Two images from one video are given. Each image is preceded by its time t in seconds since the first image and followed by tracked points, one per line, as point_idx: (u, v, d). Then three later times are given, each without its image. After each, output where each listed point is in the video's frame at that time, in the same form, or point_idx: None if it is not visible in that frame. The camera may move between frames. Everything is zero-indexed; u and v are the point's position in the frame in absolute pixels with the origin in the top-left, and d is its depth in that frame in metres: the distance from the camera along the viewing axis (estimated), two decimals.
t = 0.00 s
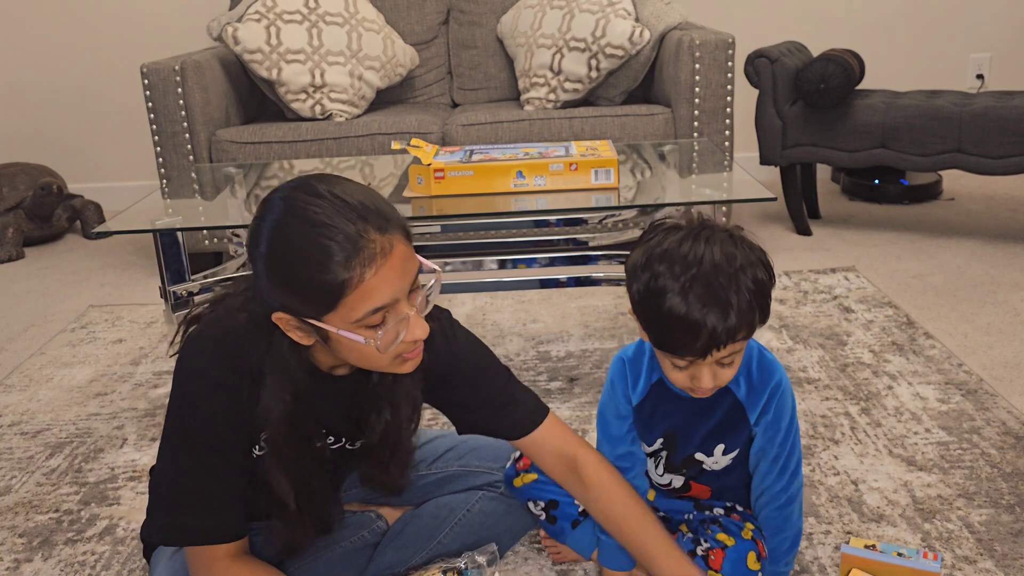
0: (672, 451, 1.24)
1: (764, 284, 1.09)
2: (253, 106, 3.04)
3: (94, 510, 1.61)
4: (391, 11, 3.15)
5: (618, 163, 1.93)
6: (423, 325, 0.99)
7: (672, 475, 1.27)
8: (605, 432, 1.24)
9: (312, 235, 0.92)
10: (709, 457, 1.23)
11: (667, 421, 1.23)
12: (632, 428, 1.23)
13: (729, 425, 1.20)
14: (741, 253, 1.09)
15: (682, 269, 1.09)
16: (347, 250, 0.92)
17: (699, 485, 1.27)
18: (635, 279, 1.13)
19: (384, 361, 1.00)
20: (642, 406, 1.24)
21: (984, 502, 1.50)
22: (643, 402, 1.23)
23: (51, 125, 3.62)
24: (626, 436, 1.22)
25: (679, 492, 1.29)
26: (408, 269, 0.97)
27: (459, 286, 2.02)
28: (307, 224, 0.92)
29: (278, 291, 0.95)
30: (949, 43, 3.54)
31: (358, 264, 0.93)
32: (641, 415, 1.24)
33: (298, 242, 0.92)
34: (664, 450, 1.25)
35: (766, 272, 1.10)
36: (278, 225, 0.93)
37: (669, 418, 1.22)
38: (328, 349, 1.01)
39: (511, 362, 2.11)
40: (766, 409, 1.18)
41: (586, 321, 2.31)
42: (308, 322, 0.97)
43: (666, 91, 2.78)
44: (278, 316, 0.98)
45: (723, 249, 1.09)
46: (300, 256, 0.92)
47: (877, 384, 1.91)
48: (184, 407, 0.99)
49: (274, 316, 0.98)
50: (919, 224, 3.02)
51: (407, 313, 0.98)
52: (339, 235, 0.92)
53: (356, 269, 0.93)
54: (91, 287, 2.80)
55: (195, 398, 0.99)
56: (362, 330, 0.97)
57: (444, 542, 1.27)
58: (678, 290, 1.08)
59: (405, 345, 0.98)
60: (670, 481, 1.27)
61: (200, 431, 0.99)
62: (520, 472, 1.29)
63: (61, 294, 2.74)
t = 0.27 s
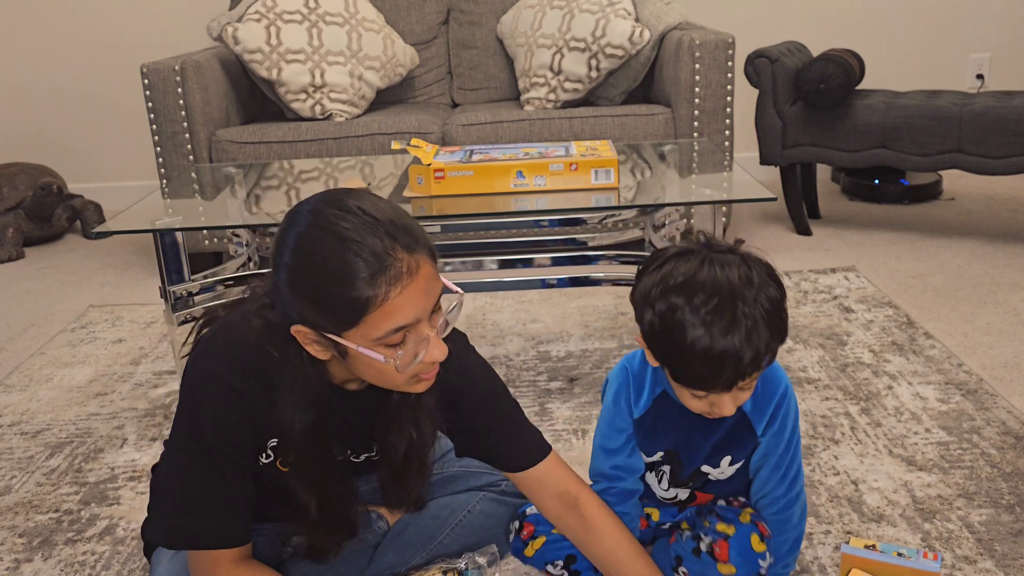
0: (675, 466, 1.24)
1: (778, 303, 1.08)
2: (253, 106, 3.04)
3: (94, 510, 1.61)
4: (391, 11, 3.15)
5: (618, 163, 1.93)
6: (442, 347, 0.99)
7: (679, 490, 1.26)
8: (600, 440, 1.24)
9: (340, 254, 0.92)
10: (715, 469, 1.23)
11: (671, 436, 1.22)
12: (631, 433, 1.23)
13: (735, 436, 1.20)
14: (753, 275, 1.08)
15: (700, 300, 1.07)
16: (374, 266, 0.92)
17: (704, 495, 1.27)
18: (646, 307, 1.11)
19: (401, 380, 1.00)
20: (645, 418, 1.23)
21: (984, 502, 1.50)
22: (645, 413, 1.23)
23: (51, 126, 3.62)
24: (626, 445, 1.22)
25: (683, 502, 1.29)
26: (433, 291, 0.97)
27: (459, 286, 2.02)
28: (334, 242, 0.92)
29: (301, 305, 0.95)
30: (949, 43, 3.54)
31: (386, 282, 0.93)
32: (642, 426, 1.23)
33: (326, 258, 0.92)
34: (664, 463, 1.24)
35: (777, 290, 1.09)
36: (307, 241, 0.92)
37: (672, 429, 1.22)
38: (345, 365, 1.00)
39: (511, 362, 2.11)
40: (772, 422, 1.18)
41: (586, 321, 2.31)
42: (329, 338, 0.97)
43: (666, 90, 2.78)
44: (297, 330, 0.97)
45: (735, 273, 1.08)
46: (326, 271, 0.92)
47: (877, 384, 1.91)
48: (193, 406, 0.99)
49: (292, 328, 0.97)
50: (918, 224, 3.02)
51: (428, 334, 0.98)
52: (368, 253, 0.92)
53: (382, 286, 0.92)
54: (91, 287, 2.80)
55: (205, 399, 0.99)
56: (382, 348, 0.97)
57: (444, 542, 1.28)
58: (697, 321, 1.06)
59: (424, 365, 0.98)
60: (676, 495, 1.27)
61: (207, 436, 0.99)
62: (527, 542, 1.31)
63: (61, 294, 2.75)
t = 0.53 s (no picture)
0: (672, 457, 1.24)
1: (806, 294, 1.07)
2: (253, 106, 3.04)
3: (94, 510, 1.61)
4: (391, 11, 3.15)
5: (618, 163, 1.93)
6: (435, 347, 0.99)
7: (675, 482, 1.26)
8: (595, 432, 1.24)
9: (333, 254, 0.92)
10: (714, 461, 1.23)
11: (671, 429, 1.21)
12: (627, 427, 1.22)
13: (736, 435, 1.20)
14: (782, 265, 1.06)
15: (731, 291, 1.05)
16: (365, 266, 0.92)
17: (699, 491, 1.28)
18: (672, 297, 1.09)
19: (393, 380, 1.00)
20: (645, 411, 1.22)
21: (984, 502, 1.50)
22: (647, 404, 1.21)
23: (51, 126, 3.62)
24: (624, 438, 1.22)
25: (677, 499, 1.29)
26: (424, 290, 0.97)
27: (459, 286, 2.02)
28: (328, 242, 0.92)
29: (293, 305, 0.96)
30: (949, 43, 3.54)
31: (375, 282, 0.93)
32: (642, 420, 1.22)
33: (319, 259, 0.92)
34: (663, 456, 1.24)
35: (803, 280, 1.08)
36: (300, 241, 0.93)
37: (672, 424, 1.21)
38: (338, 364, 1.01)
39: (511, 362, 2.11)
40: (775, 423, 1.18)
41: (586, 321, 2.31)
42: (320, 337, 0.97)
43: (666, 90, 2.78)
44: (289, 329, 0.98)
45: (765, 264, 1.06)
46: (320, 273, 0.92)
47: (877, 384, 1.91)
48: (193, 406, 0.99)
49: (285, 328, 0.98)
50: (918, 224, 3.02)
51: (420, 334, 0.97)
52: (359, 253, 0.92)
53: (371, 287, 0.93)
54: (91, 287, 2.80)
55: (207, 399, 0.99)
56: (374, 348, 0.97)
57: (445, 542, 1.28)
58: (725, 314, 1.05)
59: (416, 365, 0.98)
60: (671, 488, 1.27)
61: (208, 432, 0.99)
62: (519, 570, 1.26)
63: (61, 294, 2.75)
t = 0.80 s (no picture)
0: (677, 455, 1.23)
1: (788, 273, 1.08)
2: (253, 106, 3.04)
3: (94, 510, 1.61)
4: (391, 11, 3.15)
5: (618, 163, 1.93)
6: (406, 316, 0.98)
7: (680, 478, 1.24)
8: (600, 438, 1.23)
9: (300, 220, 0.92)
10: (717, 456, 1.22)
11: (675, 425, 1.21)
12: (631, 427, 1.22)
13: (739, 428, 1.20)
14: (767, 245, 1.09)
15: (711, 264, 1.07)
16: (331, 233, 0.92)
17: (705, 488, 1.26)
18: (660, 275, 1.12)
19: (364, 352, 0.99)
20: (648, 408, 1.22)
21: (984, 502, 1.50)
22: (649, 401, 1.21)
23: (51, 126, 3.61)
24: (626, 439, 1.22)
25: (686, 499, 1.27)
26: (393, 258, 0.97)
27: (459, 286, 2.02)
28: (296, 211, 0.92)
29: (262, 278, 0.95)
30: (949, 43, 3.54)
31: (341, 249, 0.93)
32: (644, 419, 1.22)
33: (286, 228, 0.92)
34: (668, 455, 1.23)
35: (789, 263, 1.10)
36: (267, 211, 0.93)
37: (674, 421, 1.21)
38: (311, 339, 1.00)
39: (511, 362, 2.11)
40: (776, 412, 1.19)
41: (586, 321, 2.31)
42: (290, 309, 0.97)
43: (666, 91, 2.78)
44: (260, 303, 0.98)
45: (750, 241, 1.08)
46: (287, 241, 0.92)
47: (877, 384, 1.91)
48: (178, 414, 0.98)
49: (256, 303, 0.98)
50: (919, 224, 3.02)
51: (389, 302, 0.97)
52: (325, 220, 0.92)
53: (338, 254, 0.92)
54: (91, 287, 2.80)
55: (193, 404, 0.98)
56: (341, 317, 0.96)
57: (445, 543, 1.28)
58: (706, 285, 1.07)
59: (387, 334, 0.97)
60: (678, 485, 1.25)
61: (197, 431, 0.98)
62: (525, 536, 1.26)
63: (61, 294, 2.74)
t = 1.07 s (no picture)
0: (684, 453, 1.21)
1: (771, 291, 1.09)
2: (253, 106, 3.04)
3: (94, 510, 1.61)
4: (391, 11, 3.15)
5: (618, 163, 1.93)
6: (334, 228, 0.97)
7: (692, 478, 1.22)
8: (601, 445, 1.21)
9: (229, 127, 0.92)
10: (725, 452, 1.20)
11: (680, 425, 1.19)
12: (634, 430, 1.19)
13: (744, 424, 1.18)
14: (751, 259, 1.09)
15: (689, 276, 1.08)
16: (259, 137, 0.92)
17: (717, 488, 1.23)
18: (642, 285, 1.12)
19: (292, 266, 0.98)
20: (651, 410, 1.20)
21: (984, 502, 1.50)
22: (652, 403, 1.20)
23: (51, 125, 3.61)
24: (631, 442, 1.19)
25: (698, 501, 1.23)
26: (319, 168, 0.96)
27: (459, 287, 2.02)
28: (226, 118, 0.92)
29: (193, 185, 0.95)
30: (949, 43, 3.54)
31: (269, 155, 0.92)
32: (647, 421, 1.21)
33: (216, 134, 0.92)
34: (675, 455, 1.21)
35: (773, 279, 1.10)
36: (197, 119, 0.93)
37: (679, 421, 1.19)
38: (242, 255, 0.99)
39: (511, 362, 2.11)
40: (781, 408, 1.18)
41: (586, 321, 2.31)
42: (219, 219, 0.95)
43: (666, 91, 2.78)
44: (192, 216, 0.96)
45: (735, 254, 1.09)
46: (215, 147, 0.92)
47: (877, 384, 1.91)
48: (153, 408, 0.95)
49: (188, 215, 0.97)
50: (918, 224, 3.02)
51: (316, 212, 0.96)
52: (254, 127, 0.92)
53: (265, 161, 0.92)
54: (91, 287, 2.80)
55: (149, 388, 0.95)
56: (267, 223, 0.95)
57: (444, 541, 1.29)
58: (686, 296, 1.07)
59: (314, 243, 0.96)
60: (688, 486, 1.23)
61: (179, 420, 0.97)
62: (519, 536, 1.26)
63: (61, 294, 2.74)
